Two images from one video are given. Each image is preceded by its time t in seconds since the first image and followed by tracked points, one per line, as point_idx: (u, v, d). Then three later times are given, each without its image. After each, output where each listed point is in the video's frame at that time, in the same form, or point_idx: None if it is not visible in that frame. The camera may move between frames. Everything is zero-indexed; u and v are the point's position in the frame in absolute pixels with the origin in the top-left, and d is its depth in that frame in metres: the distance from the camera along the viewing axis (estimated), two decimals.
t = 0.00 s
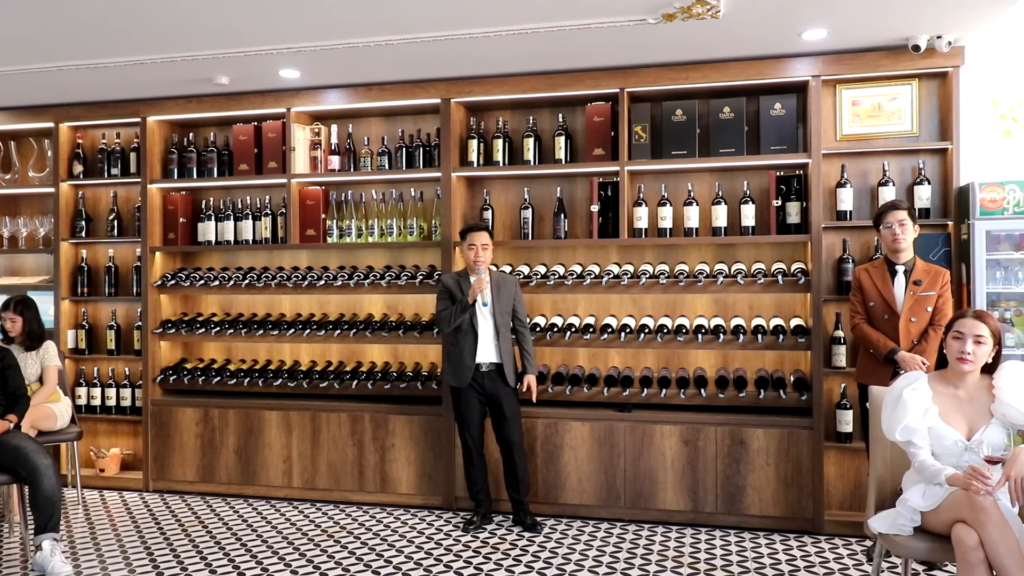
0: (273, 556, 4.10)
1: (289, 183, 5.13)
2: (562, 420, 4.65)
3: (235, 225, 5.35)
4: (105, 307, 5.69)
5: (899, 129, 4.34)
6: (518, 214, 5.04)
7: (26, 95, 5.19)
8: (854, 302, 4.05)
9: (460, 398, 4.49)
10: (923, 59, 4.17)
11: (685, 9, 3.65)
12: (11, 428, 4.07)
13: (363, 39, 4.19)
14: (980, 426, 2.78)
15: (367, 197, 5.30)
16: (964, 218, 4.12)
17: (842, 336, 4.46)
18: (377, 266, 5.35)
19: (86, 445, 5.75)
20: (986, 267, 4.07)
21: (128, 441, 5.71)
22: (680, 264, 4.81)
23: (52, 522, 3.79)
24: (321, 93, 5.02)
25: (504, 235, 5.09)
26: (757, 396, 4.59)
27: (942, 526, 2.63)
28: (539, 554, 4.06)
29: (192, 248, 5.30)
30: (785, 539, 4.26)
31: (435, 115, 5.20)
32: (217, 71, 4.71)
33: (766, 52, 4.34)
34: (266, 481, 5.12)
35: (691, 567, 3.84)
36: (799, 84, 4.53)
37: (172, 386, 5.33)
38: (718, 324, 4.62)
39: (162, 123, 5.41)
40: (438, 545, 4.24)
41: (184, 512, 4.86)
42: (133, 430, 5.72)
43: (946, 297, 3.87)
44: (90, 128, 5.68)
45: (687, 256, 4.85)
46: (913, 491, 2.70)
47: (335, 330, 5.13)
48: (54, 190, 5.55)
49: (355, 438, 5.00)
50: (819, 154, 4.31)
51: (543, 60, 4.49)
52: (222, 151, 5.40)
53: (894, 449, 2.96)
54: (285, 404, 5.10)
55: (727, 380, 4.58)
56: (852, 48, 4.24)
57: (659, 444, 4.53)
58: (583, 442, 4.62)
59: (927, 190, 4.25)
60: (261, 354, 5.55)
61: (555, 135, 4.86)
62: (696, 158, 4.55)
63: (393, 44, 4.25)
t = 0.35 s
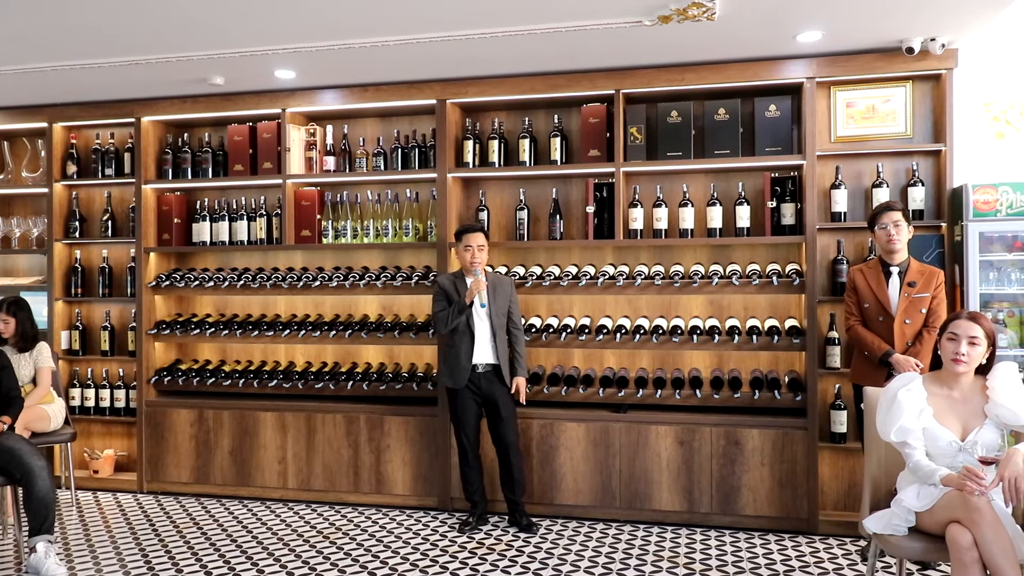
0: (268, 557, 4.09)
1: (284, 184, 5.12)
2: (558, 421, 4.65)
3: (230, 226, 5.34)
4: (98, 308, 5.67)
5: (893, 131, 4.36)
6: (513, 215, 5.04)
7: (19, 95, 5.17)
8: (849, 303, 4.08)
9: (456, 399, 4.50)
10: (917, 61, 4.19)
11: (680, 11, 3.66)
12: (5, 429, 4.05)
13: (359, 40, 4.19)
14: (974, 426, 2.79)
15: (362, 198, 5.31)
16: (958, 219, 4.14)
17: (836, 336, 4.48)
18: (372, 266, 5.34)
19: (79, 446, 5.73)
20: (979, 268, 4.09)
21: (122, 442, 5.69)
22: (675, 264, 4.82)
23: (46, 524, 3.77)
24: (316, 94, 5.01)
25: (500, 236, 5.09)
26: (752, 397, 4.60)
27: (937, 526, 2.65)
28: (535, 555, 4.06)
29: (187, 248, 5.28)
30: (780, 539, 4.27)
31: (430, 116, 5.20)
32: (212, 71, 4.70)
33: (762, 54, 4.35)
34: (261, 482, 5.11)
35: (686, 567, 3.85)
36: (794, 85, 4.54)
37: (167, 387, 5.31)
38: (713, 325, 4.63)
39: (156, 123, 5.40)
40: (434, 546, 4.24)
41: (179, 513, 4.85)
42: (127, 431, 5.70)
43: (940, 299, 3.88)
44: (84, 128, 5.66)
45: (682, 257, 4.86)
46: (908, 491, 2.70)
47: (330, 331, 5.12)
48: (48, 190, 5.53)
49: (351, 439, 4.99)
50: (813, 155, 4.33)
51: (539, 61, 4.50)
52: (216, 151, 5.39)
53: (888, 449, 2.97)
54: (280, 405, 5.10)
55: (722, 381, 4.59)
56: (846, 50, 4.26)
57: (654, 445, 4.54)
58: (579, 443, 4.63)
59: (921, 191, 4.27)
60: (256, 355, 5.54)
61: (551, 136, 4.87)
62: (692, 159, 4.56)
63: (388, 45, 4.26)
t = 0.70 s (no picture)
0: (263, 560, 4.08)
1: (278, 187, 5.11)
2: (553, 424, 4.66)
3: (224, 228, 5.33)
4: (91, 310, 5.66)
5: (885, 135, 4.39)
6: (508, 218, 5.05)
7: (12, 97, 5.15)
8: (843, 305, 4.10)
9: (450, 402, 4.50)
10: (908, 66, 4.22)
11: (675, 16, 3.68)
12: None
13: (354, 44, 4.19)
14: (966, 430, 2.82)
15: (357, 201, 5.28)
16: (950, 223, 4.16)
17: (829, 339, 4.51)
18: (367, 269, 5.34)
19: (72, 449, 5.70)
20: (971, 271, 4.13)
21: (114, 445, 5.67)
22: (669, 267, 4.84)
23: (41, 528, 3.70)
24: (310, 96, 5.01)
25: (494, 239, 5.10)
26: (746, 399, 4.63)
27: (929, 529, 2.67)
28: (530, 557, 4.07)
29: (180, 251, 5.27)
30: (773, 541, 4.29)
31: (425, 118, 5.21)
32: (206, 73, 4.69)
33: (755, 58, 4.37)
34: (256, 485, 5.11)
35: (681, 569, 3.87)
36: (787, 90, 4.57)
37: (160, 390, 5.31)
38: (707, 328, 4.64)
39: (150, 126, 5.38)
40: (429, 549, 4.23)
41: (173, 517, 4.84)
42: (120, 434, 5.68)
43: (932, 302, 3.91)
44: (77, 130, 5.64)
45: (676, 260, 4.88)
46: (901, 494, 2.74)
47: (324, 334, 5.12)
48: (40, 193, 5.50)
49: (345, 442, 4.99)
50: (806, 159, 4.35)
51: (534, 64, 4.51)
52: (210, 154, 5.38)
53: (882, 452, 3.00)
54: (275, 408, 5.09)
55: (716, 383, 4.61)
56: (839, 55, 4.29)
57: (649, 447, 4.55)
58: (573, 445, 4.64)
59: (913, 196, 4.29)
60: (250, 358, 5.53)
61: (545, 139, 4.88)
62: (686, 162, 4.58)
63: (383, 49, 4.26)
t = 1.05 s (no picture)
0: (251, 563, 4.04)
1: (266, 187, 5.08)
2: (542, 425, 4.66)
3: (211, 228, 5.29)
4: (75, 311, 5.61)
5: (873, 137, 4.41)
6: (498, 219, 5.05)
7: None
8: (831, 307, 4.14)
9: (440, 404, 4.49)
10: (896, 68, 4.25)
11: (666, 18, 3.69)
12: None
13: (344, 43, 4.17)
14: (954, 430, 2.84)
15: (345, 201, 5.26)
16: (936, 224, 4.20)
17: (817, 339, 4.53)
18: (355, 270, 5.32)
19: (56, 452, 5.64)
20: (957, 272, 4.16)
21: (99, 447, 5.61)
22: (659, 268, 4.85)
23: (24, 532, 3.70)
24: (298, 96, 4.98)
25: (484, 239, 5.09)
26: (735, 400, 4.65)
27: (919, 529, 2.69)
28: (520, 559, 4.06)
29: (166, 251, 5.22)
30: (762, 540, 4.31)
31: (414, 119, 5.19)
32: (194, 73, 4.66)
33: (744, 60, 4.39)
34: (243, 488, 5.07)
35: (671, 570, 3.87)
36: (776, 91, 4.59)
37: (146, 392, 5.27)
38: (696, 328, 4.66)
39: (135, 125, 5.34)
40: (419, 551, 4.22)
41: (159, 520, 4.79)
42: (105, 436, 5.63)
43: (919, 302, 3.93)
44: (61, 129, 5.58)
45: (665, 260, 4.89)
46: (891, 494, 2.75)
47: (313, 335, 5.09)
48: (24, 192, 5.44)
49: (334, 443, 4.97)
50: (794, 161, 4.38)
51: (524, 65, 4.50)
52: (197, 153, 5.33)
53: (871, 452, 3.01)
54: (262, 409, 5.06)
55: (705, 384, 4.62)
56: (827, 57, 4.31)
57: (639, 447, 4.56)
58: (563, 446, 4.64)
59: (900, 197, 4.33)
60: (238, 359, 5.49)
61: (535, 140, 4.88)
62: (675, 164, 4.59)
63: (373, 49, 4.24)
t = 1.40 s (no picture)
0: (240, 567, 4.02)
1: (254, 189, 5.06)
2: (532, 427, 4.67)
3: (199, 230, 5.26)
4: (62, 314, 5.56)
5: (859, 142, 4.46)
6: (487, 221, 5.05)
7: None
8: (819, 310, 4.17)
9: (430, 407, 4.48)
10: (883, 73, 4.29)
11: (656, 22, 3.70)
12: None
13: (334, 46, 4.16)
14: (941, 433, 2.86)
15: (334, 204, 5.27)
16: (923, 228, 4.24)
17: (805, 342, 4.56)
18: (344, 272, 5.30)
19: (42, 455, 5.59)
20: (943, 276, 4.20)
21: (86, 451, 5.57)
22: (648, 271, 4.87)
23: (10, 539, 3.71)
24: (287, 98, 4.96)
25: (474, 242, 5.09)
26: (723, 402, 4.67)
27: (907, 532, 2.71)
28: (511, 562, 4.06)
29: (153, 253, 5.19)
30: (751, 542, 4.33)
31: (404, 121, 5.19)
32: (182, 74, 4.63)
33: (733, 64, 4.41)
34: (231, 491, 5.05)
35: (661, 572, 3.88)
36: (764, 95, 4.62)
37: (133, 395, 5.23)
38: (685, 331, 4.68)
39: (123, 126, 5.30)
40: (409, 554, 4.21)
41: (146, 524, 4.76)
42: (91, 439, 5.59)
43: (905, 305, 3.96)
44: (47, 130, 5.54)
45: (654, 263, 4.91)
46: (879, 497, 2.77)
47: (302, 338, 5.07)
48: (9, 194, 5.40)
49: (323, 446, 4.95)
50: (782, 165, 4.40)
51: (514, 68, 4.51)
52: (185, 155, 5.30)
53: (859, 456, 3.03)
54: (251, 412, 5.04)
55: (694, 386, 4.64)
56: (815, 62, 4.34)
57: (628, 450, 4.57)
58: (553, 448, 4.65)
59: (887, 201, 4.37)
60: (226, 362, 5.47)
61: (525, 143, 4.88)
62: (664, 167, 4.61)
63: (363, 51, 4.23)
